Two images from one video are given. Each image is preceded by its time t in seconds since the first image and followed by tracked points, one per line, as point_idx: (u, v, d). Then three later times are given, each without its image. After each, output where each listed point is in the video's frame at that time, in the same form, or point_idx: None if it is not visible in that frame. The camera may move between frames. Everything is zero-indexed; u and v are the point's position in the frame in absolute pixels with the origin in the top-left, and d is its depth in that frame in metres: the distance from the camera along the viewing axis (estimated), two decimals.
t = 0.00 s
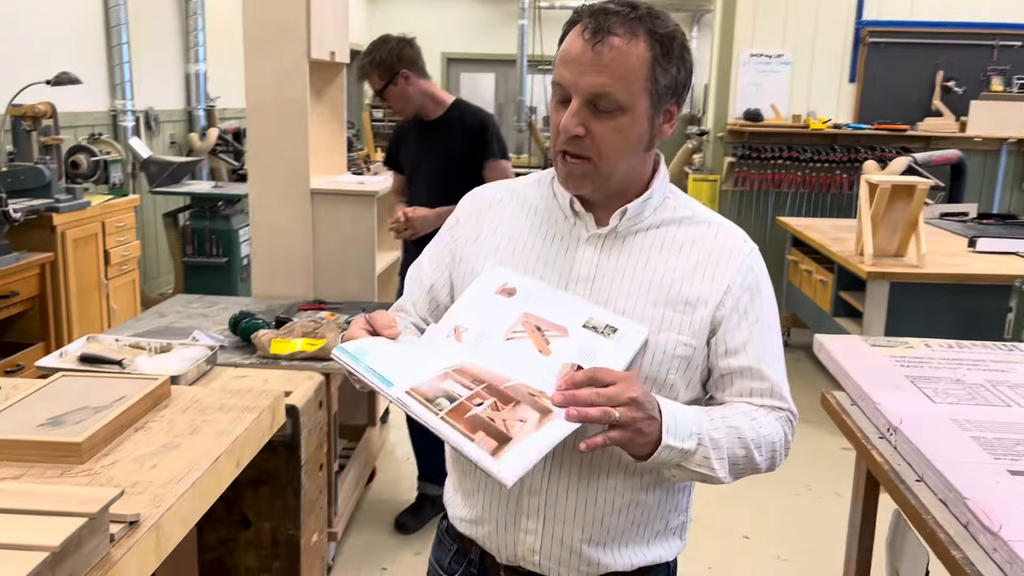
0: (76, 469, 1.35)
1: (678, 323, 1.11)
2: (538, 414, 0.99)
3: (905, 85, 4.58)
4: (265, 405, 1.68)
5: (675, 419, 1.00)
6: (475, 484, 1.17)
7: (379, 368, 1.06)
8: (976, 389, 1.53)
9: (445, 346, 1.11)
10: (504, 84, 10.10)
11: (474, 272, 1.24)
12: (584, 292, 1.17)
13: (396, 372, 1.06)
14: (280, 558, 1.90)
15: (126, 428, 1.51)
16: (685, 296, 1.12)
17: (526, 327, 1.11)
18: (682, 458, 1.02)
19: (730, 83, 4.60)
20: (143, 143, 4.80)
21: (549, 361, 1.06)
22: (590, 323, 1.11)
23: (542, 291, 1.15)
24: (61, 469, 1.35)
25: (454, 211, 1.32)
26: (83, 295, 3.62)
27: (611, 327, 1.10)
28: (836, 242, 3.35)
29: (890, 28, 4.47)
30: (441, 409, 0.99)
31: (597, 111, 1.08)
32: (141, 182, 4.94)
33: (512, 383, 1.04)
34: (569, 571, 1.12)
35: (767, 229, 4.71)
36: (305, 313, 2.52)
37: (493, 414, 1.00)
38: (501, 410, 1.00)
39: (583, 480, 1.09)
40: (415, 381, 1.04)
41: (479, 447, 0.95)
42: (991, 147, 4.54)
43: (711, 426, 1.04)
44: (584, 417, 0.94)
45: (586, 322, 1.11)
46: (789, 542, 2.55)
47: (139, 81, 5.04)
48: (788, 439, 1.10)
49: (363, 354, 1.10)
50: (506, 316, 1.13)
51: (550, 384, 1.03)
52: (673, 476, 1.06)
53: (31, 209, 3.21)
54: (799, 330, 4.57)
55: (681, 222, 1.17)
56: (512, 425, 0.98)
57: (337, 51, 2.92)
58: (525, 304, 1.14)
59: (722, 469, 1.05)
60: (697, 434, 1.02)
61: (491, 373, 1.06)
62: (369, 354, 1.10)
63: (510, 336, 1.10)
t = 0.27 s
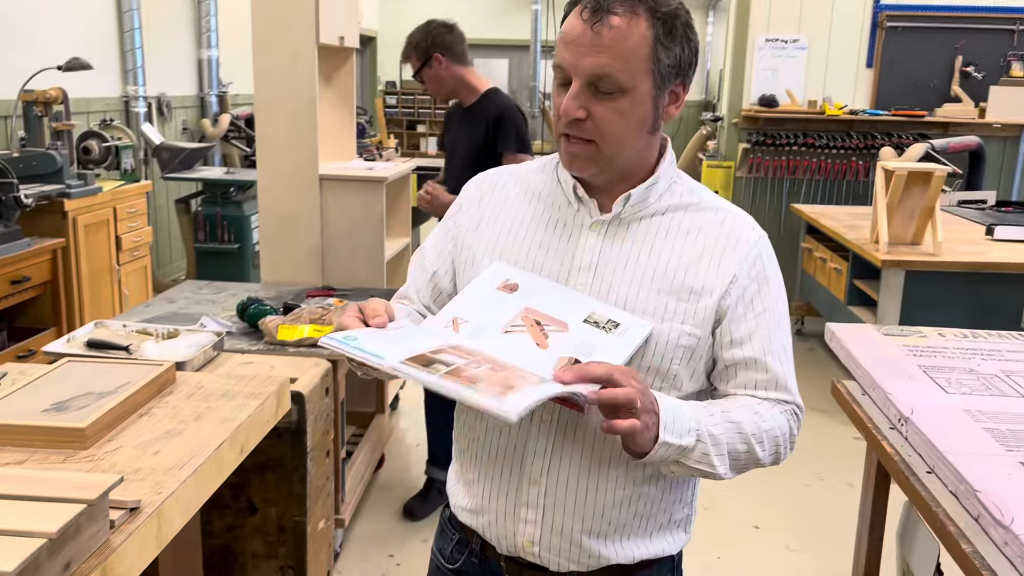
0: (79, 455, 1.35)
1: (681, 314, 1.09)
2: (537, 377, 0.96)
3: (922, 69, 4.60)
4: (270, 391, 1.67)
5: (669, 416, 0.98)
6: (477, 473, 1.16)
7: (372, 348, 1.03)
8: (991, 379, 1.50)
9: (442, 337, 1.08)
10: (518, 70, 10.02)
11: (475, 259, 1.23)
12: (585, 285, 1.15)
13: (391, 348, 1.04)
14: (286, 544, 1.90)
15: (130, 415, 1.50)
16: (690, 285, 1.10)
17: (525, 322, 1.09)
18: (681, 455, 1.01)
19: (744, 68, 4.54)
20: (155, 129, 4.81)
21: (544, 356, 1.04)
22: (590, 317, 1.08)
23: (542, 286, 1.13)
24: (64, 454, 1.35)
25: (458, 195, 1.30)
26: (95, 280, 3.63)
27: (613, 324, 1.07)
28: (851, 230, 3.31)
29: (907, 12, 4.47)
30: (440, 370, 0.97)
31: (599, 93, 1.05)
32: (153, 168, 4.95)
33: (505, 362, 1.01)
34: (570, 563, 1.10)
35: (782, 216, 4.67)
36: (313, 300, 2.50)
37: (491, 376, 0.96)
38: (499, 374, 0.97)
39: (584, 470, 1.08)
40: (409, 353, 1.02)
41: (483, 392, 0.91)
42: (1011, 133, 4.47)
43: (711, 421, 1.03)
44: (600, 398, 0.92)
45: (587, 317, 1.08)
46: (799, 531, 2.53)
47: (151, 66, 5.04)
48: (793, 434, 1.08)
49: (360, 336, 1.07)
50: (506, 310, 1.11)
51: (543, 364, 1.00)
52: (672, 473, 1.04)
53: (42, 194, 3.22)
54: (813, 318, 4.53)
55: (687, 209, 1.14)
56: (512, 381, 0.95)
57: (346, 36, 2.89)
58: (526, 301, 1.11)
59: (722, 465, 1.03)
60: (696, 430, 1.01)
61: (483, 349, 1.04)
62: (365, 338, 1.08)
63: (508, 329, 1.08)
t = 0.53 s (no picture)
0: (88, 449, 1.33)
1: (706, 308, 1.06)
2: (549, 387, 0.95)
3: (937, 57, 4.52)
4: (280, 383, 1.65)
5: (697, 417, 0.95)
6: (493, 472, 1.13)
7: (376, 362, 0.97)
8: (1013, 372, 1.47)
9: (460, 327, 1.06)
10: (528, 59, 9.94)
11: (492, 249, 1.20)
12: (606, 279, 1.12)
13: (399, 359, 0.99)
14: (297, 537, 1.88)
15: (139, 407, 1.49)
16: (715, 279, 1.07)
17: (546, 312, 1.06)
18: (704, 457, 0.97)
19: (758, 56, 4.47)
20: (165, 119, 4.79)
21: (566, 346, 1.02)
22: (613, 316, 1.05)
23: (563, 275, 1.11)
24: (73, 448, 1.33)
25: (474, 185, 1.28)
26: (105, 271, 3.62)
27: (636, 322, 1.04)
28: (867, 220, 3.26)
29: None
30: (440, 394, 0.92)
31: (621, 76, 1.02)
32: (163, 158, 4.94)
33: (520, 364, 1.00)
34: (589, 565, 1.08)
35: (796, 206, 4.62)
36: (324, 291, 2.48)
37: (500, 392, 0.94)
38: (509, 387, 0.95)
39: (606, 471, 1.05)
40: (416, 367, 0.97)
41: (484, 425, 0.88)
42: None
43: (736, 422, 1.00)
44: (616, 406, 0.89)
45: (609, 315, 1.05)
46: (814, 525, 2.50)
47: (161, 56, 5.02)
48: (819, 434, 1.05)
49: (366, 339, 1.02)
50: (526, 298, 1.08)
51: (562, 368, 0.98)
52: (694, 475, 1.01)
53: (52, 185, 3.21)
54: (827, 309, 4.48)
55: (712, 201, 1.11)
56: (520, 400, 0.92)
57: (356, 24, 2.86)
58: (546, 291, 1.09)
59: (747, 468, 1.00)
60: (721, 431, 0.98)
61: (499, 352, 1.02)
62: (375, 336, 1.04)
63: (527, 318, 1.06)
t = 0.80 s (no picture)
0: (92, 453, 1.29)
1: (740, 309, 1.02)
2: (585, 406, 0.89)
3: (953, 47, 4.44)
4: (289, 384, 1.61)
5: (749, 426, 0.91)
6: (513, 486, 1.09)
7: (392, 382, 0.90)
8: None
9: (493, 310, 1.00)
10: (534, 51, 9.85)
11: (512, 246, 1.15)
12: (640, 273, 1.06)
13: (420, 376, 0.91)
14: (306, 539, 1.84)
15: (144, 409, 1.44)
16: (750, 278, 1.02)
17: (585, 290, 1.00)
18: (749, 467, 0.93)
19: (770, 45, 4.40)
20: (169, 111, 4.74)
21: (608, 337, 0.95)
22: (657, 296, 0.98)
23: (601, 247, 1.04)
24: (76, 452, 1.29)
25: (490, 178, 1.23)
26: (110, 265, 3.59)
27: (683, 303, 0.97)
28: (882, 213, 3.20)
29: None
30: (464, 423, 0.86)
31: (654, 59, 0.97)
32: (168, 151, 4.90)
33: (553, 366, 0.94)
34: None
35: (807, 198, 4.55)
36: (331, 287, 2.43)
37: (529, 414, 0.89)
38: (539, 410, 0.90)
39: (635, 484, 1.02)
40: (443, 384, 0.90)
41: (512, 462, 0.83)
42: None
43: (782, 430, 0.95)
44: (656, 406, 0.84)
45: (654, 296, 0.98)
46: (832, 525, 2.45)
47: (164, 48, 4.97)
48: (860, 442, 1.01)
49: (390, 342, 0.96)
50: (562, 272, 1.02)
51: (608, 368, 0.92)
52: (733, 485, 0.96)
53: (54, 179, 3.17)
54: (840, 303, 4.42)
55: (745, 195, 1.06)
56: (552, 426, 0.87)
57: (363, 14, 2.80)
58: (584, 265, 1.02)
59: (791, 479, 0.96)
60: (766, 439, 0.93)
61: (535, 349, 0.96)
62: (398, 335, 0.98)
63: (565, 296, 1.00)
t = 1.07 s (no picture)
0: (87, 463, 1.24)
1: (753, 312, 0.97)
2: (605, 422, 0.83)
3: (958, 40, 4.41)
4: (290, 388, 1.56)
5: (786, 431, 0.86)
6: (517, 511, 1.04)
7: (398, 378, 0.86)
8: None
9: (518, 287, 0.93)
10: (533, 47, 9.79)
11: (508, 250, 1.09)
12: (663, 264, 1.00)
13: (424, 370, 0.87)
14: (308, 546, 1.80)
15: (141, 416, 1.40)
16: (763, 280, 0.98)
17: (619, 266, 0.92)
18: (787, 468, 0.88)
19: (773, 40, 4.35)
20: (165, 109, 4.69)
21: (643, 321, 0.88)
22: (696, 278, 0.90)
23: (635, 217, 0.96)
24: (70, 462, 1.24)
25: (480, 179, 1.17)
26: (107, 265, 3.54)
27: (724, 288, 0.89)
28: (889, 209, 3.16)
29: None
30: (468, 441, 0.81)
31: (660, 43, 0.93)
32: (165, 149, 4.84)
33: (575, 365, 0.87)
34: None
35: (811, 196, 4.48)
36: (332, 288, 2.39)
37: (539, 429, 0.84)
38: (550, 427, 0.84)
39: (648, 506, 0.98)
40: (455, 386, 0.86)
41: (516, 493, 0.79)
42: None
43: (815, 434, 0.91)
44: (678, 413, 0.79)
45: (694, 276, 0.90)
46: (842, 527, 2.41)
47: (161, 45, 4.92)
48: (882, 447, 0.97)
49: (408, 325, 0.91)
50: (590, 246, 0.95)
51: (637, 359, 0.86)
52: (761, 492, 0.91)
53: (50, 178, 3.12)
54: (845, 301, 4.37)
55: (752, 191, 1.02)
56: (562, 452, 0.82)
57: (364, 8, 2.75)
58: (617, 240, 0.95)
59: (824, 486, 0.91)
60: (803, 442, 0.89)
61: (558, 336, 0.89)
62: (416, 316, 0.92)
63: (596, 273, 0.93)
